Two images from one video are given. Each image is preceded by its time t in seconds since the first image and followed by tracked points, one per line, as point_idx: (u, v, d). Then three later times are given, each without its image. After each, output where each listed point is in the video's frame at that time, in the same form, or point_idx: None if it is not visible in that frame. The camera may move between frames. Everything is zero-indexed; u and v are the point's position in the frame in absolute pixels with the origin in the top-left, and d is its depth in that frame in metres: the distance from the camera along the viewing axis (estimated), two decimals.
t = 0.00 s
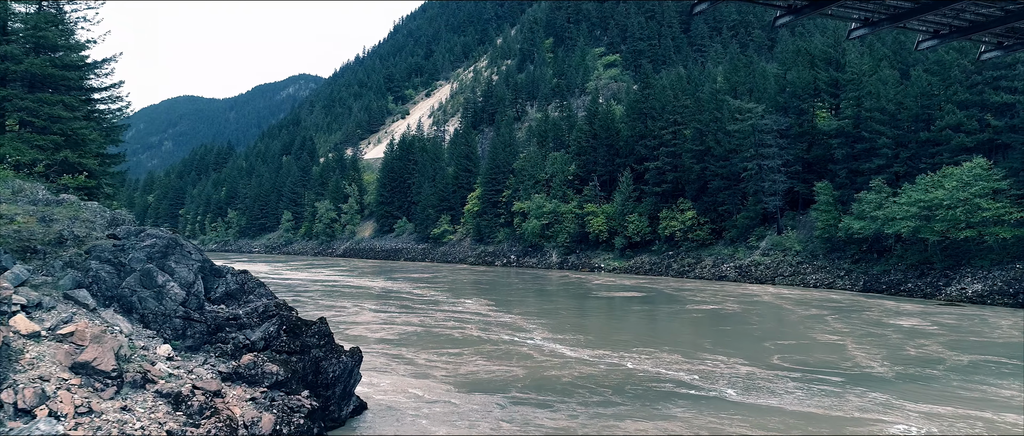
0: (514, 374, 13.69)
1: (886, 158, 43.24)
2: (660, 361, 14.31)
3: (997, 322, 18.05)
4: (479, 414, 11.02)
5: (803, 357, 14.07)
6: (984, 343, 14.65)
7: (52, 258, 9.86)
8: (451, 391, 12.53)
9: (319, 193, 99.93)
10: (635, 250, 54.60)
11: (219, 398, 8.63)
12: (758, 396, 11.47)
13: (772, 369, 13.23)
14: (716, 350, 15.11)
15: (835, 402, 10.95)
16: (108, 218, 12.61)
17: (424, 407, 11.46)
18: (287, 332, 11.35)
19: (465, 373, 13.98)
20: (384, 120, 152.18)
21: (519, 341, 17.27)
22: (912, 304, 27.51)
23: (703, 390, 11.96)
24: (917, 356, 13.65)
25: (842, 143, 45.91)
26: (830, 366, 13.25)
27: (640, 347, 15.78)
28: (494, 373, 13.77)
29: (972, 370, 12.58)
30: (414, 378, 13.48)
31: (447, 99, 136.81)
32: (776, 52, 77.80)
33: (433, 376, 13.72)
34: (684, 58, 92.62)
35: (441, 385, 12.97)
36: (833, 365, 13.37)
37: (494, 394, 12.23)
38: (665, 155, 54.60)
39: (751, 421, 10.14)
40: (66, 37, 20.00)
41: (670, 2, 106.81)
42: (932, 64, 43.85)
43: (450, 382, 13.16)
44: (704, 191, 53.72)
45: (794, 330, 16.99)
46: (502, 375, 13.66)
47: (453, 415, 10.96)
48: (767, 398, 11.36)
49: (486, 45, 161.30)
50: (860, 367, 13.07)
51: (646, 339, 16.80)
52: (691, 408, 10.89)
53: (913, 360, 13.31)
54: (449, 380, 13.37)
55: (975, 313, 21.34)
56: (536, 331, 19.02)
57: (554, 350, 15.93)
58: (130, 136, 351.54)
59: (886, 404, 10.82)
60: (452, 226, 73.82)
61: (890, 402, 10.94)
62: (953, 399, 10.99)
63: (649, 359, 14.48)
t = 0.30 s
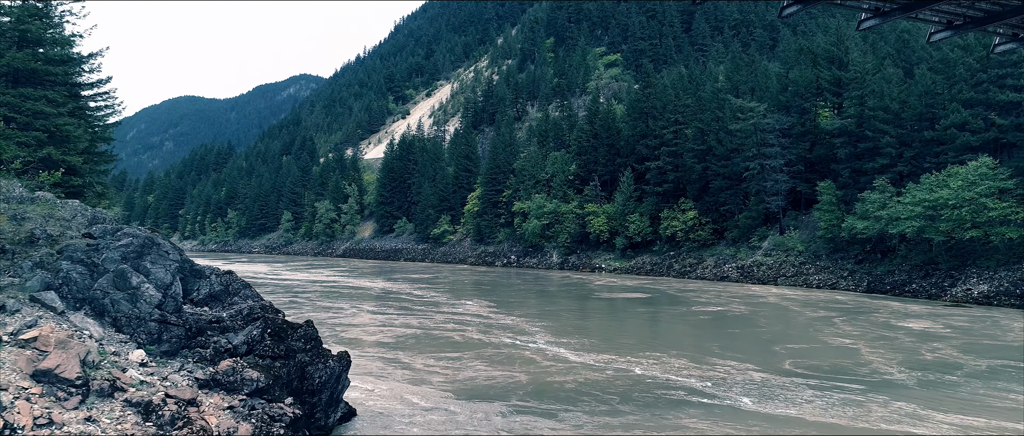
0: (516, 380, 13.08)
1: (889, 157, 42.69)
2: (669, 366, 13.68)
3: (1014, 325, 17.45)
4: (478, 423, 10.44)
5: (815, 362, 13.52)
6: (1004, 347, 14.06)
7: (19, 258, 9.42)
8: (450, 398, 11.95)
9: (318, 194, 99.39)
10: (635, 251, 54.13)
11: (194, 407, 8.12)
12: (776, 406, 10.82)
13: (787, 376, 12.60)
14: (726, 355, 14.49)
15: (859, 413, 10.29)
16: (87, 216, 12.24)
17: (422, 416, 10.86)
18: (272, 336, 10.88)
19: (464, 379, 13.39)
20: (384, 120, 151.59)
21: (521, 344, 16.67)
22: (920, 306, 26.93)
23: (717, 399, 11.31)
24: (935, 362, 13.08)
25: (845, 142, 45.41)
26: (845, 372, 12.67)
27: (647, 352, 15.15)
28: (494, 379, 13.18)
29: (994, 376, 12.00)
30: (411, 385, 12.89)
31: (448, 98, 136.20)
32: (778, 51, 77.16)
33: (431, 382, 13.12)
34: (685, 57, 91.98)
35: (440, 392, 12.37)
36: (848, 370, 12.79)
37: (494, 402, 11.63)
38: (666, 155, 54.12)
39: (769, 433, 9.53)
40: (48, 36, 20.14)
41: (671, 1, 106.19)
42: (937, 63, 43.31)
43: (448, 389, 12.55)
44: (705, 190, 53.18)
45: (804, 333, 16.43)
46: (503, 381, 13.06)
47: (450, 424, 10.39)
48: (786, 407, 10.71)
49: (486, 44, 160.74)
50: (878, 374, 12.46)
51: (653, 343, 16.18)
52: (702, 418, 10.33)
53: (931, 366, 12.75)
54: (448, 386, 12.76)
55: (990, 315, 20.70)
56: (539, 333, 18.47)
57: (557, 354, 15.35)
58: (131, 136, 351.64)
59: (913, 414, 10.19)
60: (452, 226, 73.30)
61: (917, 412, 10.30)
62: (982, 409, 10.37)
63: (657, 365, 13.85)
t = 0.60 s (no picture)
0: (519, 387, 12.28)
1: (894, 156, 42.03)
2: (681, 373, 12.86)
3: None
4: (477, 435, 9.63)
5: (834, 369, 12.77)
6: None
7: None
8: (447, 407, 11.13)
9: (319, 194, 98.78)
10: (636, 251, 53.52)
11: (160, 420, 7.52)
12: (801, 418, 9.93)
13: (808, 384, 11.76)
14: (741, 361, 13.71)
15: (893, 428, 9.40)
16: (63, 214, 11.69)
17: (415, 428, 10.05)
18: (253, 341, 10.31)
19: (464, 386, 12.62)
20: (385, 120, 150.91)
21: (523, 349, 15.93)
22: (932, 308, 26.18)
23: (736, 410, 10.40)
24: (960, 370, 12.34)
25: (849, 141, 44.84)
26: (868, 381, 11.85)
27: (657, 357, 14.38)
28: (496, 387, 12.39)
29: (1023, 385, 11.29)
30: (407, 393, 12.12)
31: (448, 98, 135.50)
32: (781, 50, 76.42)
33: (428, 390, 12.36)
34: (687, 57, 91.20)
35: (438, 400, 11.57)
36: (870, 378, 11.99)
37: (495, 412, 10.79)
38: (667, 154, 53.55)
39: None
40: (27, 29, 20.09)
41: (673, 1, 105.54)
42: (943, 61, 42.61)
43: (447, 397, 11.76)
44: (708, 190, 52.52)
45: (819, 338, 15.65)
46: (505, 388, 12.27)
47: None
48: (811, 420, 9.82)
49: (487, 44, 160.08)
50: (906, 384, 11.61)
51: (663, 348, 15.39)
52: (721, 431, 9.43)
53: (957, 375, 11.98)
54: (447, 395, 11.93)
55: (1012, 318, 19.87)
56: (543, 336, 17.74)
57: (561, 359, 14.61)
58: (133, 136, 351.87)
59: (952, 429, 9.29)
60: (452, 226, 72.62)
61: (956, 427, 9.42)
62: None
63: (669, 371, 13.04)
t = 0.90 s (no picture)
0: (522, 396, 11.34)
1: (899, 155, 41.33)
2: (695, 381, 12.05)
3: None
4: None
5: (856, 376, 12.01)
6: None
7: None
8: (443, 418, 10.20)
9: (318, 195, 98.07)
10: (638, 252, 52.88)
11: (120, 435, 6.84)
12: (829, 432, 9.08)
13: (832, 394, 10.94)
14: (757, 368, 12.96)
15: None
16: (37, 212, 11.23)
17: None
18: (232, 346, 9.74)
19: (464, 394, 11.72)
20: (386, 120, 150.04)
21: (526, 354, 15.11)
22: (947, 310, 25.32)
23: (758, 422, 9.54)
24: (992, 379, 11.54)
25: (853, 140, 44.24)
26: (893, 389, 11.10)
27: (667, 363, 13.63)
28: (498, 396, 11.47)
29: None
30: (402, 403, 11.22)
31: (449, 98, 134.70)
32: (785, 49, 75.50)
33: (426, 399, 11.47)
34: (689, 56, 90.32)
35: (434, 411, 10.66)
36: (894, 386, 11.24)
37: (495, 424, 9.84)
38: (669, 154, 52.98)
39: None
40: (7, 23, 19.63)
41: None
42: (948, 58, 42.01)
43: (445, 406, 10.86)
44: (710, 190, 51.88)
45: (837, 344, 14.86)
46: (507, 397, 11.37)
47: None
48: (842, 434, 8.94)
49: (488, 44, 159.15)
50: (936, 393, 10.81)
51: (673, 354, 14.64)
52: None
53: (988, 384, 11.19)
54: (444, 405, 10.99)
55: None
56: (547, 341, 16.95)
57: (566, 365, 13.78)
58: (135, 137, 352.23)
59: None
60: (452, 227, 71.98)
61: None
62: None
63: (681, 379, 12.22)
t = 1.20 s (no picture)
0: (527, 405, 10.75)
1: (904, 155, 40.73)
2: (709, 389, 11.42)
3: None
4: None
5: (875, 384, 11.44)
6: None
7: None
8: (442, 429, 9.62)
9: (319, 195, 97.60)
10: (639, 252, 52.34)
11: None
12: None
13: (853, 404, 10.31)
14: (772, 374, 12.33)
15: None
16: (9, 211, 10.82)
17: None
18: (213, 351, 9.25)
19: (465, 403, 11.13)
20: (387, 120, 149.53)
21: (532, 359, 14.49)
22: (959, 312, 24.71)
23: None
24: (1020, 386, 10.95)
25: (857, 139, 43.50)
26: (917, 398, 10.51)
27: (677, 369, 13.01)
28: (501, 404, 10.88)
29: None
30: (400, 411, 10.63)
31: (449, 98, 134.24)
32: (787, 48, 74.96)
33: (424, 407, 10.90)
34: (690, 55, 89.83)
35: (434, 421, 10.05)
36: (917, 395, 10.65)
37: None
38: (671, 154, 52.50)
39: None
40: None
41: None
42: (953, 56, 41.47)
43: (444, 416, 10.27)
44: (712, 189, 51.35)
45: (852, 348, 14.28)
46: (511, 406, 10.77)
47: None
48: None
49: (488, 44, 158.73)
50: (964, 403, 10.21)
51: (683, 358, 14.03)
52: None
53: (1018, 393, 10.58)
54: (445, 414, 10.40)
55: None
56: (552, 344, 16.34)
57: (573, 371, 13.15)
58: (135, 136, 351.98)
59: None
60: (453, 227, 71.53)
61: None
62: None
63: (694, 387, 11.61)
